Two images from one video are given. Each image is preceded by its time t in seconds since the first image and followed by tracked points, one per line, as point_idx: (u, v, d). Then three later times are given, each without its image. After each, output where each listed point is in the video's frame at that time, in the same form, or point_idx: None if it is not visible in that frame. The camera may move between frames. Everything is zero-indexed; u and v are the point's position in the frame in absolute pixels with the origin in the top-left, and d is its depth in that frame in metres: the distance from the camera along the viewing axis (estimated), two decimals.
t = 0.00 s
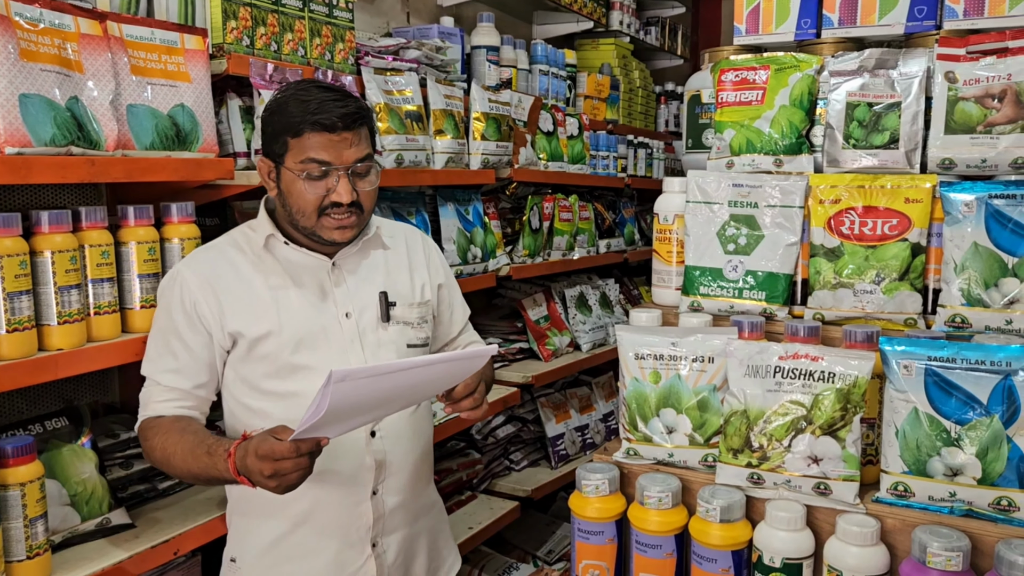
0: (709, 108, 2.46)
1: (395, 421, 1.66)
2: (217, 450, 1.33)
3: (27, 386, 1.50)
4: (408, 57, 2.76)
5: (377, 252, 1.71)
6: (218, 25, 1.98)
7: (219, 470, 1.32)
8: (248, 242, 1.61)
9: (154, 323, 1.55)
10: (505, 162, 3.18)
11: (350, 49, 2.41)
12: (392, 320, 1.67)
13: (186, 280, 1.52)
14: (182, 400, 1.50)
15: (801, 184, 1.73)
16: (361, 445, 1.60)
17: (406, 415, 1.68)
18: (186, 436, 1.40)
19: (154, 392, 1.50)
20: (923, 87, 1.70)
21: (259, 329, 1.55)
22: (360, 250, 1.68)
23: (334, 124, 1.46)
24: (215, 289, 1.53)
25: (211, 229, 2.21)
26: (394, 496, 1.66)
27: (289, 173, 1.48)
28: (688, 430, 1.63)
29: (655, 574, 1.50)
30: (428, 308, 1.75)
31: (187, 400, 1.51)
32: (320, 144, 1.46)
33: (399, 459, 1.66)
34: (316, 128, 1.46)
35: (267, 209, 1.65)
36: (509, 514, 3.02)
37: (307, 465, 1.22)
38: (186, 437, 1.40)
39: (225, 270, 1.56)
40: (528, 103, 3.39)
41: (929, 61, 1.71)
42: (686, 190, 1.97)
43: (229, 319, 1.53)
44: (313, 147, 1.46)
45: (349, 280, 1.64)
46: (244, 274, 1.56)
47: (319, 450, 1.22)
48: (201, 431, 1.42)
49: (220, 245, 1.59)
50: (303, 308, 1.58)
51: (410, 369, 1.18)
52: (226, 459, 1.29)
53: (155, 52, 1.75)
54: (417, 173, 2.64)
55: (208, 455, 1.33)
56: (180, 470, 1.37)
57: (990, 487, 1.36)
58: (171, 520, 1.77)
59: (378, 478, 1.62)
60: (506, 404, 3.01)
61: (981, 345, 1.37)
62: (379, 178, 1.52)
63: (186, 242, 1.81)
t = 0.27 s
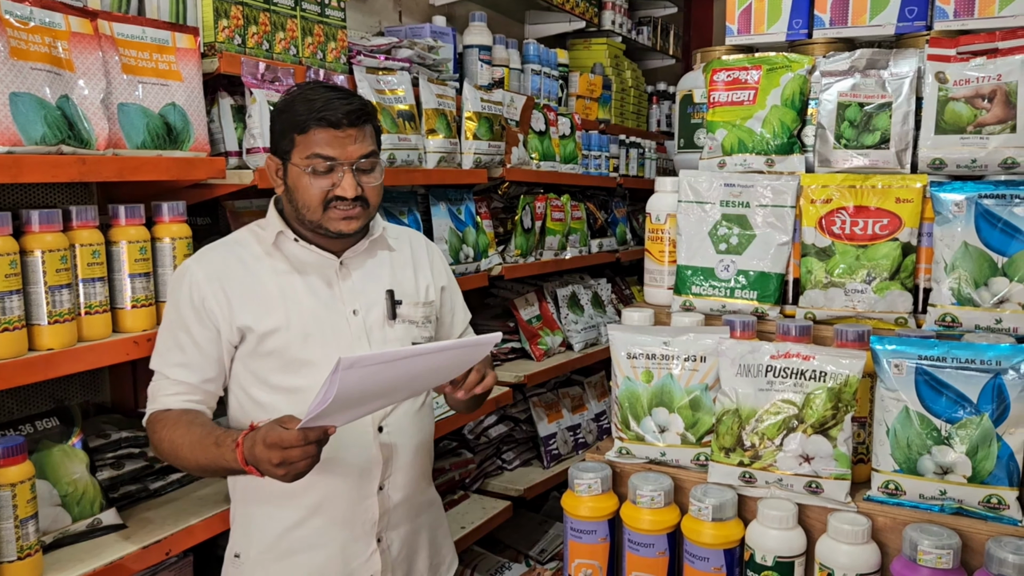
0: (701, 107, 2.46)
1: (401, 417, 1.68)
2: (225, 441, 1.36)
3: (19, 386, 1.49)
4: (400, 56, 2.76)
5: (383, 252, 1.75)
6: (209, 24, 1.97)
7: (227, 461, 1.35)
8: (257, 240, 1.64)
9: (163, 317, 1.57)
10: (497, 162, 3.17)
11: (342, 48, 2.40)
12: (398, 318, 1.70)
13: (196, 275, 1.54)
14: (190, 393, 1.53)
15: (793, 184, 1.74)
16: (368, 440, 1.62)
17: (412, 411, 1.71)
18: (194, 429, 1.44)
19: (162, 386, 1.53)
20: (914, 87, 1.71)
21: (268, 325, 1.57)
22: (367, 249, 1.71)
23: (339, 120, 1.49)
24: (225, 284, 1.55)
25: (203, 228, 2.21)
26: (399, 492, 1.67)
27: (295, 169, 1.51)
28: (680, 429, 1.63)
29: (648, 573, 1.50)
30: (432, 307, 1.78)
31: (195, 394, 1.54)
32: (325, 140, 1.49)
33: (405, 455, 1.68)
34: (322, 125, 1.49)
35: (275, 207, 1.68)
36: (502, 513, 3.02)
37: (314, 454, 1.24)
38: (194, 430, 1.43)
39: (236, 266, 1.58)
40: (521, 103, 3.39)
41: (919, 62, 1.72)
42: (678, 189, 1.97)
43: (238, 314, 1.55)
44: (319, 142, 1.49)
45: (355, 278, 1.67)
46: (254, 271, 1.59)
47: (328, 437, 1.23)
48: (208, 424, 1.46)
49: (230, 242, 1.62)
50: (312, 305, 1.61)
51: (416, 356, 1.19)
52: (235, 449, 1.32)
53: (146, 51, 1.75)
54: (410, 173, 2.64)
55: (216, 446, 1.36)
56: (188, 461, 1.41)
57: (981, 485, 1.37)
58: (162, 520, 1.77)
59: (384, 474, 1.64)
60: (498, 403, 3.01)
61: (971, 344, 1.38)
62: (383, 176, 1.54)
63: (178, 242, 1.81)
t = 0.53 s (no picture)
0: (696, 107, 2.46)
1: (401, 416, 1.68)
2: (223, 434, 1.35)
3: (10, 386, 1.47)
4: (395, 56, 2.75)
5: (383, 252, 1.74)
6: (203, 22, 1.96)
7: (225, 454, 1.34)
8: (259, 238, 1.64)
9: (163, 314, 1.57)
10: (492, 161, 3.17)
11: (336, 47, 2.39)
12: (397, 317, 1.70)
13: (197, 272, 1.54)
14: (189, 389, 1.52)
15: (788, 184, 1.74)
16: (368, 437, 1.62)
17: (412, 409, 1.70)
18: (192, 422, 1.43)
19: (160, 381, 1.51)
20: (909, 87, 1.71)
21: (268, 322, 1.57)
22: (367, 249, 1.71)
23: (338, 116, 1.49)
24: (226, 281, 1.56)
25: (195, 228, 2.19)
26: (398, 491, 1.67)
27: (296, 165, 1.51)
28: (675, 429, 1.63)
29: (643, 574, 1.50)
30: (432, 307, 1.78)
31: (193, 390, 1.53)
32: (325, 136, 1.49)
33: (405, 454, 1.68)
34: (321, 121, 1.49)
35: (277, 207, 1.68)
36: (496, 514, 3.01)
37: (313, 443, 1.23)
38: (192, 424, 1.43)
39: (236, 263, 1.58)
40: (516, 102, 3.38)
41: (914, 61, 1.72)
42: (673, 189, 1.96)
43: (238, 311, 1.55)
44: (319, 138, 1.49)
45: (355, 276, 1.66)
46: (254, 268, 1.59)
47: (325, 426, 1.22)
48: (206, 418, 1.46)
49: (232, 240, 1.63)
50: (311, 303, 1.60)
51: (420, 340, 1.16)
52: (232, 441, 1.31)
53: (138, 49, 1.73)
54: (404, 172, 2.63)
55: (214, 440, 1.35)
56: (185, 456, 1.40)
57: (976, 485, 1.37)
58: (154, 522, 1.75)
59: (383, 472, 1.64)
60: (493, 404, 3.00)
61: (966, 344, 1.38)
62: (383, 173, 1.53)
63: (170, 241, 1.80)
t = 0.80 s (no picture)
0: (690, 108, 2.46)
1: (398, 417, 1.67)
2: (219, 434, 1.36)
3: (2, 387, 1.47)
4: (390, 56, 2.75)
5: (380, 253, 1.73)
6: (197, 22, 1.95)
7: (222, 453, 1.34)
8: (256, 240, 1.64)
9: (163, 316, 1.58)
10: (487, 162, 3.17)
11: (330, 47, 2.39)
12: (394, 318, 1.69)
13: (195, 275, 1.55)
14: (188, 390, 1.53)
15: (783, 185, 1.74)
16: (364, 438, 1.61)
17: (410, 410, 1.70)
18: (190, 423, 1.44)
19: (160, 384, 1.53)
20: (903, 88, 1.71)
21: (264, 324, 1.57)
22: (364, 250, 1.70)
23: (335, 121, 1.49)
24: (224, 283, 1.56)
25: (189, 228, 2.18)
26: (396, 492, 1.66)
27: (293, 170, 1.50)
28: (670, 431, 1.63)
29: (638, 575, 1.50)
30: (430, 307, 1.76)
31: (191, 391, 1.54)
32: (322, 141, 1.48)
33: (402, 454, 1.67)
34: (318, 126, 1.48)
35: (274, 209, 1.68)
36: (491, 515, 3.00)
37: (308, 441, 1.22)
38: (189, 424, 1.43)
39: (233, 266, 1.59)
40: (511, 103, 3.38)
41: (909, 63, 1.73)
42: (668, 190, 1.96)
43: (235, 313, 1.55)
44: (315, 144, 1.48)
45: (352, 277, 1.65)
46: (251, 270, 1.59)
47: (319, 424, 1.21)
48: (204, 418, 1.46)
49: (229, 243, 1.63)
50: (307, 304, 1.60)
51: (411, 337, 1.15)
52: (229, 441, 1.31)
53: (131, 49, 1.73)
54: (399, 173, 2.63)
55: (211, 439, 1.36)
56: (183, 456, 1.41)
57: (970, 486, 1.37)
58: (148, 523, 1.75)
59: (380, 473, 1.63)
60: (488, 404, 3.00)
61: (960, 345, 1.38)
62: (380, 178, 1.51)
63: (164, 242, 1.79)
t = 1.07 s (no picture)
0: (686, 110, 2.47)
1: (395, 417, 1.67)
2: (217, 433, 1.36)
3: None
4: (386, 57, 2.75)
5: (379, 254, 1.73)
6: (193, 23, 1.96)
7: (219, 451, 1.35)
8: (254, 242, 1.65)
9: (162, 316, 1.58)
10: (483, 163, 3.17)
11: (327, 48, 2.39)
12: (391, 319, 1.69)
13: (194, 274, 1.56)
14: (187, 389, 1.53)
15: (777, 186, 1.75)
16: (360, 438, 1.62)
17: (407, 410, 1.70)
18: (188, 421, 1.44)
19: (159, 384, 1.53)
20: (897, 90, 1.72)
21: (261, 325, 1.57)
22: (362, 251, 1.70)
23: (328, 124, 1.48)
24: (222, 284, 1.56)
25: (185, 229, 2.18)
26: (393, 492, 1.66)
27: (288, 171, 1.51)
28: (665, 431, 1.63)
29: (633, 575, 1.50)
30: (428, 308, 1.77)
31: (190, 391, 1.54)
32: (316, 143, 1.48)
33: (399, 454, 1.67)
34: (311, 128, 1.49)
35: (273, 211, 1.69)
36: (487, 515, 3.01)
37: (304, 439, 1.23)
38: (188, 423, 1.44)
39: (232, 266, 1.59)
40: (507, 104, 3.38)
41: (903, 65, 1.74)
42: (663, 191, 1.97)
43: (232, 313, 1.56)
44: (310, 145, 1.48)
45: (350, 278, 1.66)
46: (249, 271, 1.60)
47: (316, 423, 1.22)
48: (203, 417, 1.46)
49: (228, 244, 1.63)
50: (305, 304, 1.60)
51: (406, 335, 1.15)
52: (226, 439, 1.31)
53: (127, 50, 1.73)
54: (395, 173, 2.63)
55: (208, 438, 1.36)
56: (181, 455, 1.41)
57: (963, 487, 1.38)
58: (144, 524, 1.75)
59: (377, 473, 1.63)
60: (484, 405, 3.00)
61: (953, 346, 1.39)
62: (374, 178, 1.52)
63: (160, 243, 1.79)
